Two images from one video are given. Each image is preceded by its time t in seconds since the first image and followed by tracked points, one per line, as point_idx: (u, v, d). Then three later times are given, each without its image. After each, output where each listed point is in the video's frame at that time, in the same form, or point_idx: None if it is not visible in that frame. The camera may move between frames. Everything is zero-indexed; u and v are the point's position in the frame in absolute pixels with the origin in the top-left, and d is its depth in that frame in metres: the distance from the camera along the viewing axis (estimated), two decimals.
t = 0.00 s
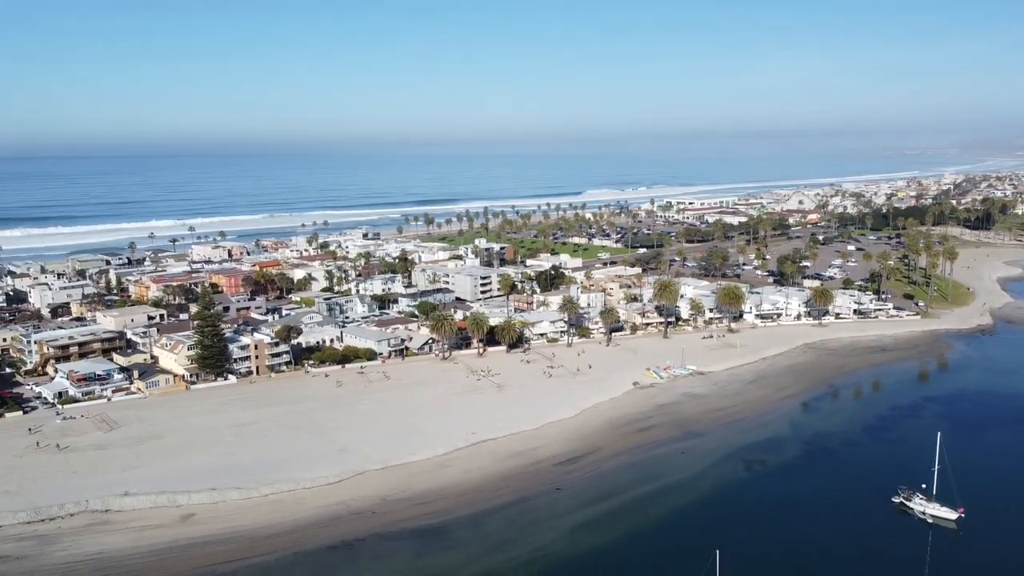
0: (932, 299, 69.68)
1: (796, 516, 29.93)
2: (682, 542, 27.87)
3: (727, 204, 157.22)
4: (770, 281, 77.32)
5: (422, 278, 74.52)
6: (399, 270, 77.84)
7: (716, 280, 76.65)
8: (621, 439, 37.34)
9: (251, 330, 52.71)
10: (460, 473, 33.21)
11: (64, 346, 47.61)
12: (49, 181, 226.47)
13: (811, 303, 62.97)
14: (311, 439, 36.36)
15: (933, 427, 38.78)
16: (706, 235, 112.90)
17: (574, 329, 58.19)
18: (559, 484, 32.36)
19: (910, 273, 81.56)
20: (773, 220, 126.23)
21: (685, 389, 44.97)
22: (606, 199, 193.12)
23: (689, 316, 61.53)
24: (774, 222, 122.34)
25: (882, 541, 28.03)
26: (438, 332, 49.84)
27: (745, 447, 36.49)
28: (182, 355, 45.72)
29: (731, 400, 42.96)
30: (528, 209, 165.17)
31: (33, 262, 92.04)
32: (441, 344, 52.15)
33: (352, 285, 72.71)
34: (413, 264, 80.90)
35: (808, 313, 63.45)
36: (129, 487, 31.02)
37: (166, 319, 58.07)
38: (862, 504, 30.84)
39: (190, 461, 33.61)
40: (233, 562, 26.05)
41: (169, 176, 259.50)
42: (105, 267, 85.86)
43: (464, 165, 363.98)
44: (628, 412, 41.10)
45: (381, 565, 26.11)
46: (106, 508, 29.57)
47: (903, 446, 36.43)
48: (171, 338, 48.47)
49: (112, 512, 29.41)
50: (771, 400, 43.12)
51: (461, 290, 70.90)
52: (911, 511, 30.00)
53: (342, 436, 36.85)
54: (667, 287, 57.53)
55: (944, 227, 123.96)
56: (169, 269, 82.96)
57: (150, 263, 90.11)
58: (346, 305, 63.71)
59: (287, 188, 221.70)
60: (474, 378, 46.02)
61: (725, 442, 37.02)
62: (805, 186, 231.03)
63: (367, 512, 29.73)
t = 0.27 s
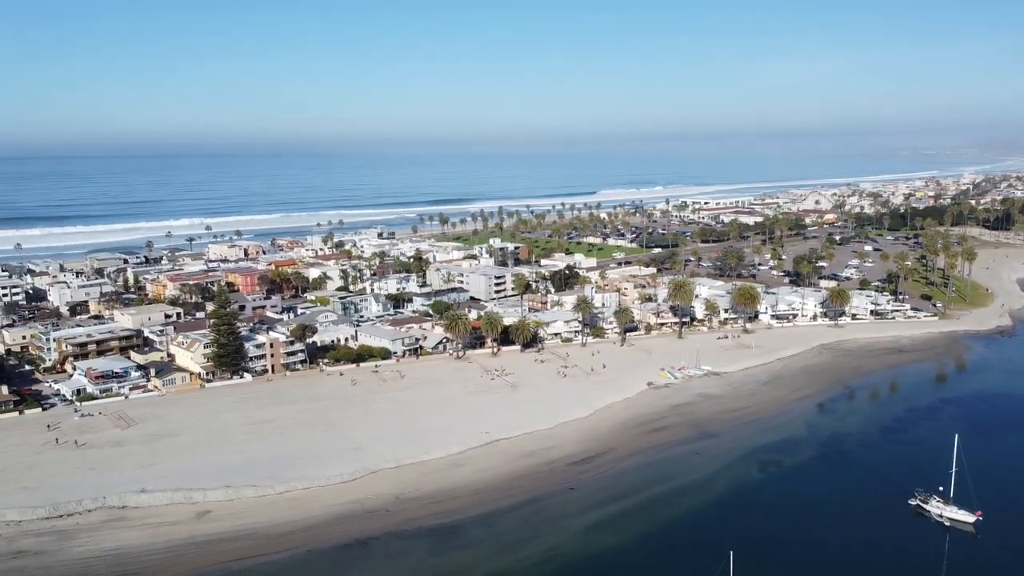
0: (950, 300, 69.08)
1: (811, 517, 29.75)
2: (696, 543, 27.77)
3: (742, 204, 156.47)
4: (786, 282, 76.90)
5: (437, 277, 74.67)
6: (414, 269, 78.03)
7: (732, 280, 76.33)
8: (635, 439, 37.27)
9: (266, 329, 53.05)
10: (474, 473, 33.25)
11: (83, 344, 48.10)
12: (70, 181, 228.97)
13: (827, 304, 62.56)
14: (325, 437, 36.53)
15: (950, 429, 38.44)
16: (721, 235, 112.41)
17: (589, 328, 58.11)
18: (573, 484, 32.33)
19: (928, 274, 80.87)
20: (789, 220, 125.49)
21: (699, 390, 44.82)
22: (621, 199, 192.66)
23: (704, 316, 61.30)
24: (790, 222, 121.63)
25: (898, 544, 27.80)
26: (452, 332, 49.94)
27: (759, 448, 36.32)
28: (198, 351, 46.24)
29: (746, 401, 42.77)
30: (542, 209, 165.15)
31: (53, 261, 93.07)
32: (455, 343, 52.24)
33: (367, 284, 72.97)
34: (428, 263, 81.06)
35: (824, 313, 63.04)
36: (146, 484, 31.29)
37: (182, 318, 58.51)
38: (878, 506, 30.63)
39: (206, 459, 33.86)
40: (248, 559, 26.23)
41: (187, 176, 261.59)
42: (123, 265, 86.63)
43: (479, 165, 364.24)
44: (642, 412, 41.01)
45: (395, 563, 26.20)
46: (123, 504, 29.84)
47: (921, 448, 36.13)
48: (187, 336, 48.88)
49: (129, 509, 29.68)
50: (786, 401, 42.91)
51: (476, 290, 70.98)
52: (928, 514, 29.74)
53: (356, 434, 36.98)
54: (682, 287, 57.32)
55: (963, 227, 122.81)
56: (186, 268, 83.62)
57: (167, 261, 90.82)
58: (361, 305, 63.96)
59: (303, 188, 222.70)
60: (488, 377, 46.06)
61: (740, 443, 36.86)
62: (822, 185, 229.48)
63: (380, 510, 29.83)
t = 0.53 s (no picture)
0: (968, 301, 68.44)
1: (826, 520, 29.56)
2: (710, 545, 27.65)
3: (758, 203, 155.66)
4: (802, 282, 76.45)
5: (451, 276, 74.83)
6: (429, 269, 78.19)
7: (747, 281, 75.98)
8: (649, 439, 37.18)
9: (282, 328, 53.33)
10: (487, 472, 33.29)
11: (100, 342, 48.53)
12: (89, 181, 230.99)
13: (844, 304, 62.11)
14: (339, 436, 36.68)
15: (968, 431, 38.08)
16: (737, 235, 111.88)
17: (603, 328, 58.01)
18: (586, 484, 32.30)
19: (946, 275, 80.11)
20: (806, 220, 124.68)
21: (714, 390, 44.64)
22: (636, 199, 192.17)
23: (720, 317, 61.04)
24: (807, 222, 120.86)
25: (915, 547, 27.57)
26: (467, 331, 50.02)
27: (774, 449, 36.12)
28: (214, 351, 46.47)
29: (761, 402, 42.56)
30: (557, 209, 164.96)
31: (71, 259, 94.05)
32: (469, 343, 52.29)
33: (382, 283, 73.20)
34: (442, 263, 81.22)
35: (841, 314, 62.59)
36: (162, 481, 31.53)
37: (199, 316, 58.91)
38: (894, 508, 30.38)
39: (221, 456, 34.08)
40: (263, 556, 26.39)
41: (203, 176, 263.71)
42: (140, 264, 87.35)
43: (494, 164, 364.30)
44: (656, 412, 40.88)
45: (409, 562, 26.26)
46: (140, 501, 30.10)
47: (938, 451, 35.79)
48: (204, 334, 49.21)
49: (146, 505, 29.93)
50: (802, 402, 42.65)
51: (490, 289, 71.03)
52: (945, 517, 29.47)
53: (370, 433, 37.11)
54: (697, 287, 57.10)
55: (983, 228, 121.57)
56: (203, 266, 84.19)
57: (184, 260, 91.50)
58: (376, 304, 64.17)
59: (318, 187, 223.69)
60: (502, 377, 46.11)
61: (755, 445, 36.67)
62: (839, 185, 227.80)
63: (394, 509, 29.93)
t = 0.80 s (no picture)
0: (987, 302, 67.73)
1: (841, 522, 29.36)
2: (723, 546, 27.52)
3: (774, 203, 154.71)
4: (818, 282, 75.93)
5: (465, 275, 74.92)
6: (443, 268, 78.31)
7: (763, 281, 75.58)
8: (662, 440, 37.06)
9: (297, 326, 53.55)
10: (501, 471, 33.31)
11: (118, 340, 48.93)
12: (107, 180, 233.01)
13: (860, 305, 61.63)
14: (353, 434, 36.81)
15: (986, 434, 37.69)
16: (752, 234, 111.27)
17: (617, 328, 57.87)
18: (599, 484, 32.24)
19: (965, 275, 79.31)
20: (822, 220, 123.78)
21: (728, 391, 44.42)
22: (651, 198, 191.53)
23: (735, 317, 60.73)
24: (823, 222, 120.02)
25: (932, 550, 27.33)
26: (480, 331, 50.04)
27: (789, 450, 35.91)
28: (229, 349, 46.72)
29: (776, 403, 42.31)
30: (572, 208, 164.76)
31: (90, 258, 94.90)
32: (483, 342, 52.31)
33: (396, 283, 73.37)
34: (457, 262, 81.32)
35: (857, 315, 62.12)
36: (178, 478, 31.76)
37: (215, 314, 59.28)
38: (910, 511, 30.13)
39: (236, 454, 34.29)
40: (277, 553, 26.53)
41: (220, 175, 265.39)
42: (157, 262, 88.00)
43: (509, 164, 364.17)
44: (670, 413, 40.72)
45: (422, 561, 26.30)
46: (156, 497, 30.33)
47: (956, 453, 35.44)
48: (219, 333, 49.52)
49: (161, 502, 30.15)
50: (817, 404, 42.37)
51: (505, 289, 71.03)
52: (962, 520, 29.19)
53: (384, 431, 37.22)
54: (712, 287, 56.84)
55: (1002, 228, 120.25)
56: (219, 265, 84.72)
57: (200, 259, 92.10)
58: (390, 303, 64.33)
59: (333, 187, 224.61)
60: (516, 376, 46.12)
61: (769, 446, 36.46)
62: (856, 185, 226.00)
63: (407, 508, 29.99)
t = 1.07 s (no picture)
0: (1006, 303, 67.03)
1: (856, 524, 29.14)
2: (737, 547, 27.40)
3: (790, 203, 153.74)
4: (834, 283, 75.44)
5: (479, 275, 74.97)
6: (457, 267, 78.39)
7: (778, 281, 75.17)
8: (676, 440, 36.93)
9: (311, 325, 53.77)
10: (514, 470, 33.31)
11: (135, 337, 49.36)
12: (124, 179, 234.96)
13: (877, 306, 61.17)
14: (367, 433, 36.93)
15: (1005, 436, 37.29)
16: (768, 234, 110.66)
17: (631, 328, 57.72)
18: (613, 484, 32.17)
19: (983, 276, 78.53)
20: (839, 220, 122.95)
21: (743, 392, 44.20)
22: (665, 198, 190.92)
23: (750, 317, 60.42)
24: (839, 222, 119.23)
25: (948, 553, 27.08)
26: (494, 330, 50.05)
27: (804, 452, 35.66)
28: (244, 347, 46.88)
29: (791, 404, 42.05)
30: (586, 208, 164.39)
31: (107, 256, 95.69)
32: (497, 341, 52.31)
33: (410, 282, 73.52)
34: (471, 262, 81.38)
35: (873, 315, 61.65)
36: (193, 475, 31.97)
37: (230, 313, 59.65)
38: (926, 513, 29.85)
39: (251, 452, 34.47)
40: (291, 551, 26.65)
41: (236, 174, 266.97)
42: (174, 261, 88.62)
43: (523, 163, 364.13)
44: (684, 413, 40.55)
45: (435, 560, 26.33)
46: (171, 494, 30.54)
47: (973, 456, 35.06)
48: (235, 331, 49.83)
49: (177, 499, 30.37)
50: (833, 405, 42.07)
51: (518, 288, 71.03)
52: (980, 523, 28.89)
53: (398, 430, 37.31)
54: (726, 287, 56.59)
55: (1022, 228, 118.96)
56: (235, 264, 85.22)
57: (216, 258, 92.66)
58: (404, 302, 64.46)
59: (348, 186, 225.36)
60: (529, 376, 46.09)
61: (784, 447, 36.23)
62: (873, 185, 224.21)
63: (420, 506, 30.04)
